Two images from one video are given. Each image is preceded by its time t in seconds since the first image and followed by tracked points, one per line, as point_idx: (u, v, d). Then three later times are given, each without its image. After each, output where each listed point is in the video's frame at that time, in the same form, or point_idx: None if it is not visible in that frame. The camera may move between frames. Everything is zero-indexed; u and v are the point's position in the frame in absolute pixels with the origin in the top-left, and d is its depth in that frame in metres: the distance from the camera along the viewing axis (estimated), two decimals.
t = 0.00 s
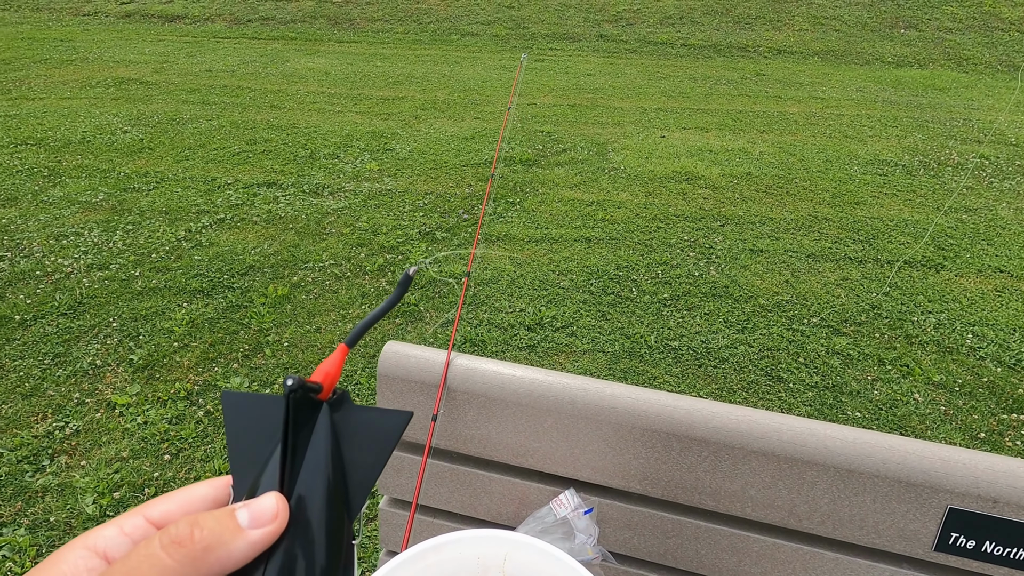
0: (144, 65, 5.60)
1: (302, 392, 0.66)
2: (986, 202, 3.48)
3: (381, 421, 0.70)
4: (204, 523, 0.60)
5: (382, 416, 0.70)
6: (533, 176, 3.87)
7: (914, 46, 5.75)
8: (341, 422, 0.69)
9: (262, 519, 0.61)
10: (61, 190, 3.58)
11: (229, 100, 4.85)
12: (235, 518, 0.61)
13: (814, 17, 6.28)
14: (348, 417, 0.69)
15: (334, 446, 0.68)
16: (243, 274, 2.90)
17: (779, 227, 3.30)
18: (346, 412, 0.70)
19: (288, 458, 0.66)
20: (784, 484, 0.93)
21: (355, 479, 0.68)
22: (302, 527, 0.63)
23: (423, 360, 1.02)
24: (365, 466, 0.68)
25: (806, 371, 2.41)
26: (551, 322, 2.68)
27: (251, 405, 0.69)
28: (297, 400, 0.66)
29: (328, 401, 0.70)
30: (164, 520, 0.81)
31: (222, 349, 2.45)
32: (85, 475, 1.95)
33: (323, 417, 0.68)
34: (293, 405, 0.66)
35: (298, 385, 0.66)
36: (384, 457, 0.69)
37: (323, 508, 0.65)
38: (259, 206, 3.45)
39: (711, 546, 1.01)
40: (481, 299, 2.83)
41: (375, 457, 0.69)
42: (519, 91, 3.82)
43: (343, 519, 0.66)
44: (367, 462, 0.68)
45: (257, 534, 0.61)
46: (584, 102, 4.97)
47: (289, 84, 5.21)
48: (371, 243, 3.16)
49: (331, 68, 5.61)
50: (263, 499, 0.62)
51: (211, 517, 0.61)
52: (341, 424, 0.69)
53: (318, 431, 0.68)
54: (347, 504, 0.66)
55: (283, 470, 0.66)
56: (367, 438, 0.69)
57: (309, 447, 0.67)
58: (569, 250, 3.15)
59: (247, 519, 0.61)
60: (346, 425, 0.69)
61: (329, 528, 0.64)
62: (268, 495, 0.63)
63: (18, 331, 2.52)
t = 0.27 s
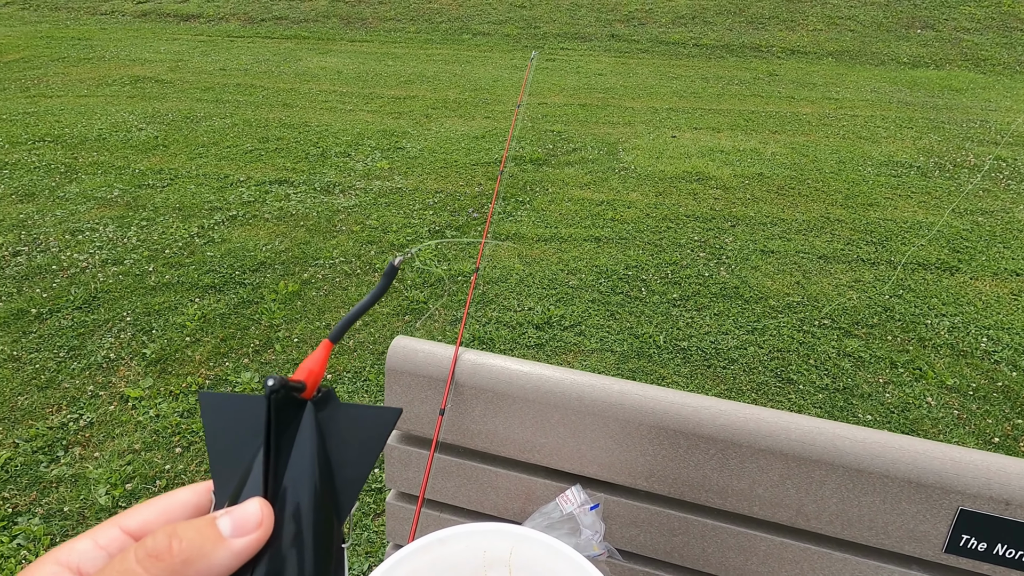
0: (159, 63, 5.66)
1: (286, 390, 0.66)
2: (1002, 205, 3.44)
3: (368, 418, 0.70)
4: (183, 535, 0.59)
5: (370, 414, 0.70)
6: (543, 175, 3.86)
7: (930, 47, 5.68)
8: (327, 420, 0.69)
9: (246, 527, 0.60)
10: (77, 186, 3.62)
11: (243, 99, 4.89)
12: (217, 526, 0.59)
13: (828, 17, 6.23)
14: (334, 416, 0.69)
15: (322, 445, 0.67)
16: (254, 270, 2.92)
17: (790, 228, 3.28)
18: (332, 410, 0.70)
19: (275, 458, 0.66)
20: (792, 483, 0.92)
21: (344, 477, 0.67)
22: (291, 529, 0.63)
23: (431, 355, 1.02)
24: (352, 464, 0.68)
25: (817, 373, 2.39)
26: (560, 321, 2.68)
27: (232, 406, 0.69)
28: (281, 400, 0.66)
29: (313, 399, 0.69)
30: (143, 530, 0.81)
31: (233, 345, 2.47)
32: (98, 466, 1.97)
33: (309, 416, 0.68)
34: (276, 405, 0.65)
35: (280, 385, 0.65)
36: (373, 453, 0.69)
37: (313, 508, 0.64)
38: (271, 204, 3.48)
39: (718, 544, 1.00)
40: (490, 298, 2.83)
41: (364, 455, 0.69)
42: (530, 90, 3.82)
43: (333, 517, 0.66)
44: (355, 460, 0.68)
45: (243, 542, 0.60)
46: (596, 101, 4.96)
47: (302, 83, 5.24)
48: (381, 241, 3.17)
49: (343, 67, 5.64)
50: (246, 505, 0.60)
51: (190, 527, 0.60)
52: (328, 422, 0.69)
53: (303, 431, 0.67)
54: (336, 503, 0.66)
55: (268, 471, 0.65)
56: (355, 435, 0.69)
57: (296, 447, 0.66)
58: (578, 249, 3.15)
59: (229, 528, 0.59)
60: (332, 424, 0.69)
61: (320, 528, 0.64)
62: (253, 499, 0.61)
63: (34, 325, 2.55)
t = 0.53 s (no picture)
0: (166, 58, 5.67)
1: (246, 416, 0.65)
2: (1013, 201, 3.42)
3: (333, 440, 0.69)
4: None
5: (336, 437, 0.69)
6: (549, 170, 3.86)
7: (941, 42, 5.64)
8: (290, 445, 0.68)
9: (206, 562, 0.59)
10: (86, 179, 3.64)
11: (250, 93, 4.90)
12: (175, 563, 0.59)
13: (837, 13, 6.19)
14: (298, 440, 0.69)
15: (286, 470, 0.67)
16: (261, 263, 2.93)
17: (797, 224, 3.27)
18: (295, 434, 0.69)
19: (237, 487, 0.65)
20: (799, 472, 0.92)
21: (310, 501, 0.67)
22: (254, 560, 0.62)
23: (439, 344, 1.03)
24: (317, 488, 0.68)
25: (823, 368, 2.39)
26: (565, 315, 2.68)
27: (190, 434, 0.68)
28: (241, 427, 0.65)
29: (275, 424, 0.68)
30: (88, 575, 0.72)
31: (240, 337, 2.48)
32: (107, 456, 1.99)
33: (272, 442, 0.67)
34: (235, 433, 0.64)
35: (238, 411, 0.64)
36: (338, 477, 0.68)
37: (277, 536, 0.64)
38: (278, 197, 3.49)
39: (724, 534, 1.01)
40: (495, 292, 2.84)
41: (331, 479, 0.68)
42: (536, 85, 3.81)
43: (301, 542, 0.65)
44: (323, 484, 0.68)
45: None
46: (602, 96, 4.94)
47: (308, 77, 5.25)
48: (387, 235, 3.18)
49: (349, 62, 5.64)
50: (206, 539, 0.60)
51: (147, 567, 0.59)
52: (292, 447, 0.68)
53: (265, 458, 0.66)
54: (304, 528, 0.66)
55: (230, 500, 0.65)
56: (321, 458, 0.68)
57: (257, 475, 0.66)
58: (584, 244, 3.15)
59: (188, 564, 0.59)
60: (297, 448, 0.68)
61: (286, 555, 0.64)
62: (211, 533, 0.61)
63: (43, 316, 2.57)
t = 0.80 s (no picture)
0: (165, 54, 5.67)
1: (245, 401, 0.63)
2: (1011, 197, 3.43)
3: (331, 420, 0.70)
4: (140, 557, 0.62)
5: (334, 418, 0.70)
6: (548, 166, 3.86)
7: (941, 39, 5.64)
8: (288, 427, 0.68)
9: (207, 543, 0.61)
10: (86, 175, 3.65)
11: (249, 89, 4.90)
12: (175, 545, 0.61)
13: (837, 9, 6.18)
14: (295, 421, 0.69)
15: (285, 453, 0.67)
16: (260, 258, 2.95)
17: (796, 220, 3.27)
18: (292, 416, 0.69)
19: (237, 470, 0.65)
20: (791, 462, 0.93)
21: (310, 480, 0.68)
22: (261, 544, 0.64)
23: (436, 335, 1.04)
24: (318, 471, 0.69)
25: (821, 363, 2.40)
26: (564, 310, 2.69)
27: (184, 416, 0.67)
28: (241, 413, 0.63)
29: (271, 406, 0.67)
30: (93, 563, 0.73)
31: (239, 332, 2.49)
32: (108, 450, 2.00)
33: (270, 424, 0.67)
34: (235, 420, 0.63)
35: (233, 393, 0.61)
36: (337, 458, 0.70)
37: (281, 517, 0.65)
38: (277, 193, 3.49)
39: (717, 522, 1.02)
40: (494, 287, 2.85)
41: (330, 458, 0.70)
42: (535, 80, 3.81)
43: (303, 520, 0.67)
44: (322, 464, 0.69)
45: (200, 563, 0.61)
46: (602, 93, 4.94)
47: (307, 73, 5.24)
48: (386, 231, 3.19)
49: (349, 58, 5.64)
50: (206, 521, 0.62)
51: (149, 549, 0.62)
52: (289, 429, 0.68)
53: (264, 441, 0.66)
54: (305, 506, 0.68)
55: (228, 484, 0.65)
56: (318, 439, 0.69)
57: (257, 458, 0.65)
58: (583, 240, 3.16)
59: (189, 545, 0.61)
60: (293, 429, 0.68)
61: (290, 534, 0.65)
62: (212, 515, 0.62)
63: (43, 311, 2.58)
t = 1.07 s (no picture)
0: (159, 53, 5.64)
1: (179, 317, 0.54)
2: (1004, 193, 3.44)
3: (295, 344, 0.61)
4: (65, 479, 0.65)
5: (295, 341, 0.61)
6: (544, 163, 3.86)
7: (934, 36, 5.65)
8: (250, 355, 0.60)
9: (142, 461, 0.56)
10: (78, 174, 3.63)
11: (243, 88, 4.88)
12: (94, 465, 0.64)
13: (832, 7, 6.20)
14: (252, 349, 0.60)
15: (242, 382, 0.58)
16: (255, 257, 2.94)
17: (791, 217, 3.28)
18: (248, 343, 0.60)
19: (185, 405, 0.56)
20: (785, 453, 0.93)
21: (274, 413, 0.59)
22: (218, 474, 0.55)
23: (429, 329, 1.04)
24: (282, 400, 0.60)
25: (816, 359, 2.41)
26: (559, 308, 2.69)
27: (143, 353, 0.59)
28: (182, 331, 0.54)
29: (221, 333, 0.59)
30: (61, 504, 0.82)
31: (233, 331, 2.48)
32: (101, 449, 1.99)
33: (222, 354, 0.59)
34: (172, 339, 0.54)
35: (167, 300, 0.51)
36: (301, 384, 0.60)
37: (240, 445, 0.56)
38: (272, 191, 3.48)
39: (712, 515, 1.02)
40: (489, 285, 2.84)
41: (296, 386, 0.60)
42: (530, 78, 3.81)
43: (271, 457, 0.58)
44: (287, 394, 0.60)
45: (131, 483, 0.58)
46: (597, 91, 4.94)
47: (302, 72, 5.23)
48: (382, 229, 3.18)
49: (343, 57, 5.62)
50: (145, 441, 0.57)
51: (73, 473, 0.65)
52: (246, 358, 0.60)
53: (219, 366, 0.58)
54: (272, 442, 0.58)
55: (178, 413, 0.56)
56: (280, 366, 0.60)
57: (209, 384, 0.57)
58: (578, 237, 3.16)
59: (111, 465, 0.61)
60: (252, 357, 0.60)
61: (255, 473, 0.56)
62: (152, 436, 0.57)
63: (35, 311, 2.56)
